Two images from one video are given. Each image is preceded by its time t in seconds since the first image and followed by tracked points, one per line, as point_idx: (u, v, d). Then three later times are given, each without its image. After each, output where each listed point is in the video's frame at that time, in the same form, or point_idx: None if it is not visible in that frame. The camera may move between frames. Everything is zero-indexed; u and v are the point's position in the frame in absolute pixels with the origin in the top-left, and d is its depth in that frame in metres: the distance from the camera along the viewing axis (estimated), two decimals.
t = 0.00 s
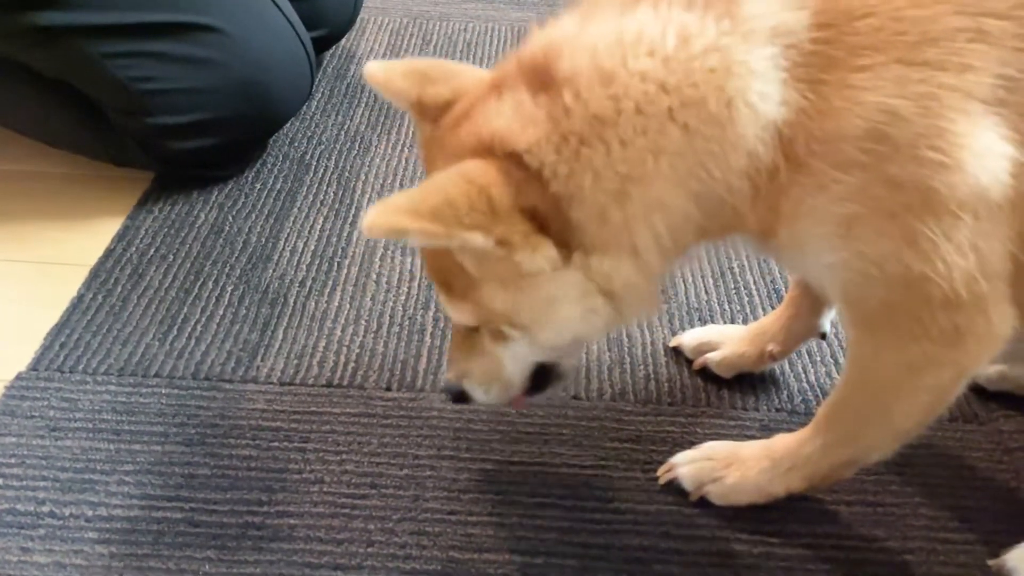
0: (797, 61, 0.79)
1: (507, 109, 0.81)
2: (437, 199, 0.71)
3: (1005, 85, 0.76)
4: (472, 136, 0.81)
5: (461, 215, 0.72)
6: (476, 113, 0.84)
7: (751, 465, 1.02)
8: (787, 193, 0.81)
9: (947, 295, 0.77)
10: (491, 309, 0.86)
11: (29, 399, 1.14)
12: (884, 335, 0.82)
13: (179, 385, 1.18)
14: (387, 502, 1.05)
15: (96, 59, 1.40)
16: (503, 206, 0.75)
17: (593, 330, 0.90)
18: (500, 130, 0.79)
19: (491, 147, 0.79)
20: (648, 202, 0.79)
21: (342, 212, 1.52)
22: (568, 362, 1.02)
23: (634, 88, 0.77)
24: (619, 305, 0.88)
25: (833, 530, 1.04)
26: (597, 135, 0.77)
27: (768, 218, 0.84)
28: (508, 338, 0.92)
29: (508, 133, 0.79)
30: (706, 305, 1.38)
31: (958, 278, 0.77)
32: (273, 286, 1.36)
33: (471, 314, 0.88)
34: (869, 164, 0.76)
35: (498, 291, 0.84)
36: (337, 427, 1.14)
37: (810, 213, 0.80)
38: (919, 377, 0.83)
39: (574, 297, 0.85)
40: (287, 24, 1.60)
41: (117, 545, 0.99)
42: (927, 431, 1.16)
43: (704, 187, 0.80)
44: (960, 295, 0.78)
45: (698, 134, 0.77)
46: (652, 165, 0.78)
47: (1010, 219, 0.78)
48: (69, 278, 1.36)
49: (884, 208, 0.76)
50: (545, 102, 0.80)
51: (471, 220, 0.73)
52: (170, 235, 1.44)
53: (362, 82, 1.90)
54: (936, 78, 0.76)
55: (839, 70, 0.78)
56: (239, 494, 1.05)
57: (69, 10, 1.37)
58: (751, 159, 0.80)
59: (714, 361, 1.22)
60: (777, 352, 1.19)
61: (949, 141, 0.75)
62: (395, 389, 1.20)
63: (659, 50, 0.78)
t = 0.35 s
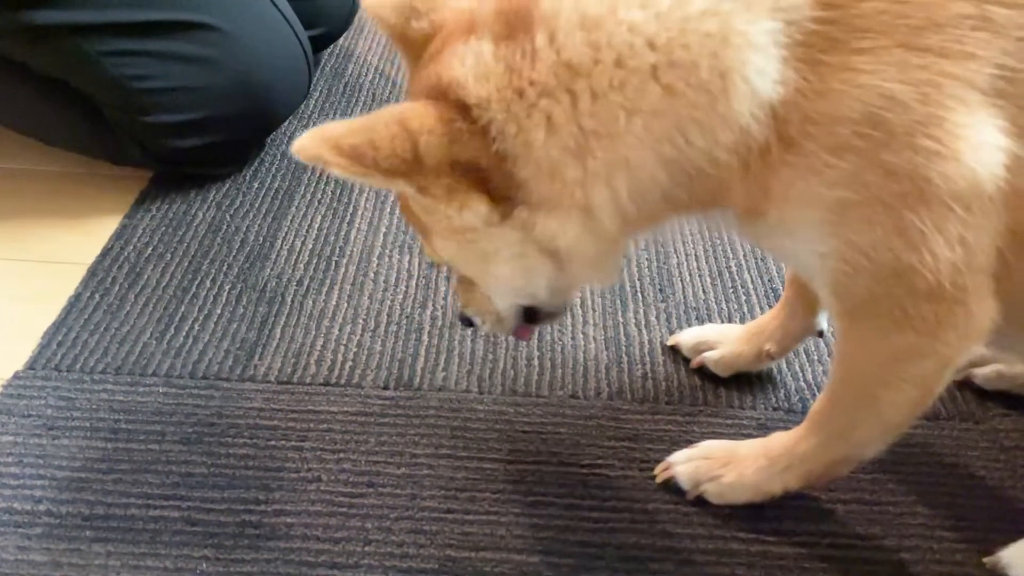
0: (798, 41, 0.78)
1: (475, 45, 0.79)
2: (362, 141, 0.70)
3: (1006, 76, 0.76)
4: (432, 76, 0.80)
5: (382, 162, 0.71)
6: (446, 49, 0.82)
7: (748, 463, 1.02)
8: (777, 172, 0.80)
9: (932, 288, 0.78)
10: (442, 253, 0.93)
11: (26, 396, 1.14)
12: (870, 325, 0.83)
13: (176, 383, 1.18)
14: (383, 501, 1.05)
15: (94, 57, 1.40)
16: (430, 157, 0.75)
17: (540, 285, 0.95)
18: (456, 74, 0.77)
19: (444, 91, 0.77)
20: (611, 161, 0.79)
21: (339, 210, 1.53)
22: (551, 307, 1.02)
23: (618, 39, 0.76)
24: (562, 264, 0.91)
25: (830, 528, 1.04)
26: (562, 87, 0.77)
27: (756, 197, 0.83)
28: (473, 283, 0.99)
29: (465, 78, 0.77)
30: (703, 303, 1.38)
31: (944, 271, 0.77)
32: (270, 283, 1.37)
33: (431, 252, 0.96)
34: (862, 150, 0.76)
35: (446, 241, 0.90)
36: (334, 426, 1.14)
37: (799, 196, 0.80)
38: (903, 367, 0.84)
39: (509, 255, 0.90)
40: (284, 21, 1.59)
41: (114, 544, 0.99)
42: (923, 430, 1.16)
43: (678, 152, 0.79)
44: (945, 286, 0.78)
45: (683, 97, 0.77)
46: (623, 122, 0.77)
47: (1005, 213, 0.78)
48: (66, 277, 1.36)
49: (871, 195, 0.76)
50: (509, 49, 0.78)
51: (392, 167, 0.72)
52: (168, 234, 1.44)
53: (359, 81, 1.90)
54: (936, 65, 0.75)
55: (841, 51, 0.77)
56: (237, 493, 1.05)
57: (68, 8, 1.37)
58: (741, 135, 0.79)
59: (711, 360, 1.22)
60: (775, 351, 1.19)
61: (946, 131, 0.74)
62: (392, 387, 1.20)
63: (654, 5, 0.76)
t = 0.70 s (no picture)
0: (766, 53, 0.79)
1: (481, 117, 0.84)
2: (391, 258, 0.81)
3: (983, 80, 0.76)
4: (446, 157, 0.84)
5: (412, 269, 0.82)
6: (461, 124, 0.87)
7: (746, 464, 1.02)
8: (761, 185, 0.81)
9: (923, 292, 0.77)
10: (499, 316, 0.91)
11: (24, 397, 1.14)
12: (865, 328, 0.82)
13: (175, 383, 1.18)
14: (381, 501, 1.05)
15: (90, 56, 1.40)
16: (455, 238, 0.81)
17: (599, 323, 0.91)
18: (465, 150, 0.82)
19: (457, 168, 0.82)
20: (611, 193, 0.79)
21: (336, 210, 1.53)
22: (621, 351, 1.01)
23: (597, 78, 0.78)
24: (611, 297, 0.87)
25: (828, 528, 1.04)
26: (554, 131, 0.79)
27: (746, 207, 0.83)
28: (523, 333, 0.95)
29: (473, 149, 0.81)
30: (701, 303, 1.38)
31: (932, 274, 0.77)
32: (268, 283, 1.37)
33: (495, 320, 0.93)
34: (842, 156, 0.76)
35: (497, 302, 0.88)
36: (332, 425, 1.14)
37: (785, 204, 0.80)
38: (896, 371, 0.83)
39: (555, 300, 0.86)
40: (282, 21, 1.59)
41: (112, 544, 0.99)
42: (921, 430, 1.16)
43: (671, 172, 0.79)
44: (934, 289, 0.77)
45: (664, 123, 0.78)
46: (615, 154, 0.78)
47: (984, 219, 0.78)
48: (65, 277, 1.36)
49: (852, 200, 0.76)
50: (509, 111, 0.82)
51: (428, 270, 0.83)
52: (166, 233, 1.44)
53: (357, 81, 1.90)
54: (908, 71, 0.76)
55: (811, 62, 0.78)
56: (235, 492, 1.05)
57: (65, 7, 1.37)
58: (721, 151, 0.79)
59: (710, 359, 1.22)
60: (773, 352, 1.19)
61: (922, 136, 0.75)
62: (390, 387, 1.20)
63: (626, 42, 0.79)
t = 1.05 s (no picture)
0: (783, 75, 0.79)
1: (499, 141, 0.83)
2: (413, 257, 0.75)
3: (999, 90, 0.77)
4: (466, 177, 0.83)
5: (439, 268, 0.76)
6: (475, 149, 0.86)
7: (745, 463, 1.02)
8: (783, 205, 0.81)
9: (945, 303, 0.77)
10: (500, 340, 0.91)
11: (21, 397, 1.14)
12: (882, 338, 0.82)
13: (172, 382, 1.18)
14: (379, 500, 1.05)
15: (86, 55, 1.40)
16: (482, 251, 0.78)
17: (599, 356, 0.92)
18: (486, 171, 0.81)
19: (478, 187, 0.81)
20: (636, 222, 0.79)
21: (336, 208, 1.53)
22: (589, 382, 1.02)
23: (616, 109, 0.78)
24: (619, 327, 0.89)
25: (827, 526, 1.04)
26: (578, 162, 0.78)
27: (768, 228, 0.83)
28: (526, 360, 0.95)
29: (495, 172, 0.80)
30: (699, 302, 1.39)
31: (957, 285, 0.77)
32: (266, 283, 1.36)
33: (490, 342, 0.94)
34: (865, 174, 0.76)
35: (501, 326, 0.89)
36: (330, 424, 1.14)
37: (809, 223, 0.80)
38: (914, 379, 0.84)
39: (564, 330, 0.87)
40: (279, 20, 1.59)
41: (111, 544, 0.99)
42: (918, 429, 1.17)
43: (694, 201, 0.80)
44: (958, 301, 0.78)
45: (685, 151, 0.78)
46: (638, 185, 0.78)
47: (1004, 229, 0.79)
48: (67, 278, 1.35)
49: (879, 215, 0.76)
50: (527, 136, 0.81)
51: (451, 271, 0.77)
52: (163, 233, 1.44)
53: (355, 80, 1.89)
54: (927, 86, 0.76)
55: (830, 79, 0.78)
56: (234, 491, 1.05)
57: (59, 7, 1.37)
58: (742, 173, 0.79)
59: (707, 359, 1.22)
60: (770, 350, 1.19)
61: (943, 149, 0.75)
62: (388, 386, 1.20)
63: (642, 72, 0.78)
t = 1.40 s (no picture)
0: (763, 73, 0.79)
1: (497, 135, 0.82)
2: (420, 239, 0.74)
3: (975, 85, 0.76)
4: (462, 168, 0.82)
5: (441, 255, 0.75)
6: (471, 141, 0.85)
7: (741, 462, 1.02)
8: (762, 200, 0.81)
9: (929, 295, 0.77)
10: (476, 337, 0.88)
11: (17, 397, 1.14)
12: (870, 333, 0.82)
13: (169, 382, 1.18)
14: (376, 499, 1.05)
15: (81, 54, 1.39)
16: (486, 244, 0.78)
17: (576, 356, 0.91)
18: (486, 163, 0.80)
19: (479, 180, 0.80)
20: (630, 220, 0.80)
21: (332, 208, 1.52)
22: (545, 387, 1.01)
23: (605, 111, 0.78)
24: (599, 325, 0.88)
25: (823, 524, 1.04)
26: (573, 162, 0.78)
27: (747, 224, 0.83)
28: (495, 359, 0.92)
29: (495, 165, 0.80)
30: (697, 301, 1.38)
31: (939, 276, 0.77)
32: (263, 283, 1.36)
33: (454, 337, 0.90)
34: (842, 168, 0.76)
35: (480, 320, 0.85)
36: (327, 423, 1.14)
37: (789, 218, 0.80)
38: (903, 374, 0.84)
39: (552, 328, 0.86)
40: (277, 20, 1.58)
41: (107, 543, 0.99)
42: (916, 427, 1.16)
43: (682, 199, 0.80)
44: (941, 294, 0.78)
45: (672, 151, 0.78)
46: (630, 185, 0.78)
47: (984, 222, 0.79)
48: (60, 277, 1.35)
49: (859, 209, 0.76)
50: (525, 133, 0.80)
51: (451, 259, 0.76)
52: (159, 232, 1.44)
53: (352, 79, 1.89)
54: (903, 81, 0.76)
55: (807, 75, 0.78)
56: (230, 491, 1.05)
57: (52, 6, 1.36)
58: (722, 170, 0.80)
59: (705, 357, 1.22)
60: (767, 347, 1.19)
61: (919, 142, 0.75)
62: (385, 385, 1.20)
63: (628, 72, 0.78)
